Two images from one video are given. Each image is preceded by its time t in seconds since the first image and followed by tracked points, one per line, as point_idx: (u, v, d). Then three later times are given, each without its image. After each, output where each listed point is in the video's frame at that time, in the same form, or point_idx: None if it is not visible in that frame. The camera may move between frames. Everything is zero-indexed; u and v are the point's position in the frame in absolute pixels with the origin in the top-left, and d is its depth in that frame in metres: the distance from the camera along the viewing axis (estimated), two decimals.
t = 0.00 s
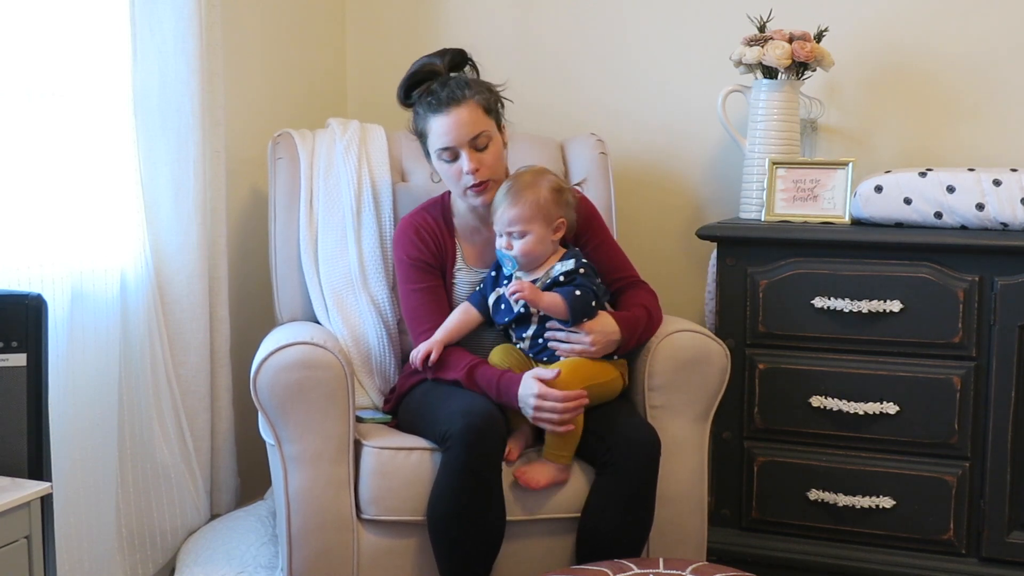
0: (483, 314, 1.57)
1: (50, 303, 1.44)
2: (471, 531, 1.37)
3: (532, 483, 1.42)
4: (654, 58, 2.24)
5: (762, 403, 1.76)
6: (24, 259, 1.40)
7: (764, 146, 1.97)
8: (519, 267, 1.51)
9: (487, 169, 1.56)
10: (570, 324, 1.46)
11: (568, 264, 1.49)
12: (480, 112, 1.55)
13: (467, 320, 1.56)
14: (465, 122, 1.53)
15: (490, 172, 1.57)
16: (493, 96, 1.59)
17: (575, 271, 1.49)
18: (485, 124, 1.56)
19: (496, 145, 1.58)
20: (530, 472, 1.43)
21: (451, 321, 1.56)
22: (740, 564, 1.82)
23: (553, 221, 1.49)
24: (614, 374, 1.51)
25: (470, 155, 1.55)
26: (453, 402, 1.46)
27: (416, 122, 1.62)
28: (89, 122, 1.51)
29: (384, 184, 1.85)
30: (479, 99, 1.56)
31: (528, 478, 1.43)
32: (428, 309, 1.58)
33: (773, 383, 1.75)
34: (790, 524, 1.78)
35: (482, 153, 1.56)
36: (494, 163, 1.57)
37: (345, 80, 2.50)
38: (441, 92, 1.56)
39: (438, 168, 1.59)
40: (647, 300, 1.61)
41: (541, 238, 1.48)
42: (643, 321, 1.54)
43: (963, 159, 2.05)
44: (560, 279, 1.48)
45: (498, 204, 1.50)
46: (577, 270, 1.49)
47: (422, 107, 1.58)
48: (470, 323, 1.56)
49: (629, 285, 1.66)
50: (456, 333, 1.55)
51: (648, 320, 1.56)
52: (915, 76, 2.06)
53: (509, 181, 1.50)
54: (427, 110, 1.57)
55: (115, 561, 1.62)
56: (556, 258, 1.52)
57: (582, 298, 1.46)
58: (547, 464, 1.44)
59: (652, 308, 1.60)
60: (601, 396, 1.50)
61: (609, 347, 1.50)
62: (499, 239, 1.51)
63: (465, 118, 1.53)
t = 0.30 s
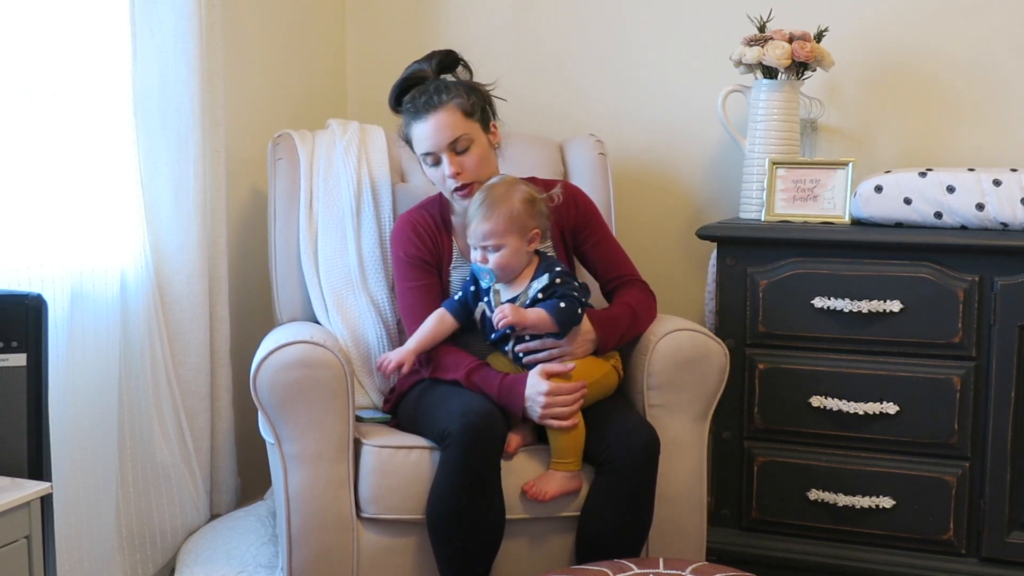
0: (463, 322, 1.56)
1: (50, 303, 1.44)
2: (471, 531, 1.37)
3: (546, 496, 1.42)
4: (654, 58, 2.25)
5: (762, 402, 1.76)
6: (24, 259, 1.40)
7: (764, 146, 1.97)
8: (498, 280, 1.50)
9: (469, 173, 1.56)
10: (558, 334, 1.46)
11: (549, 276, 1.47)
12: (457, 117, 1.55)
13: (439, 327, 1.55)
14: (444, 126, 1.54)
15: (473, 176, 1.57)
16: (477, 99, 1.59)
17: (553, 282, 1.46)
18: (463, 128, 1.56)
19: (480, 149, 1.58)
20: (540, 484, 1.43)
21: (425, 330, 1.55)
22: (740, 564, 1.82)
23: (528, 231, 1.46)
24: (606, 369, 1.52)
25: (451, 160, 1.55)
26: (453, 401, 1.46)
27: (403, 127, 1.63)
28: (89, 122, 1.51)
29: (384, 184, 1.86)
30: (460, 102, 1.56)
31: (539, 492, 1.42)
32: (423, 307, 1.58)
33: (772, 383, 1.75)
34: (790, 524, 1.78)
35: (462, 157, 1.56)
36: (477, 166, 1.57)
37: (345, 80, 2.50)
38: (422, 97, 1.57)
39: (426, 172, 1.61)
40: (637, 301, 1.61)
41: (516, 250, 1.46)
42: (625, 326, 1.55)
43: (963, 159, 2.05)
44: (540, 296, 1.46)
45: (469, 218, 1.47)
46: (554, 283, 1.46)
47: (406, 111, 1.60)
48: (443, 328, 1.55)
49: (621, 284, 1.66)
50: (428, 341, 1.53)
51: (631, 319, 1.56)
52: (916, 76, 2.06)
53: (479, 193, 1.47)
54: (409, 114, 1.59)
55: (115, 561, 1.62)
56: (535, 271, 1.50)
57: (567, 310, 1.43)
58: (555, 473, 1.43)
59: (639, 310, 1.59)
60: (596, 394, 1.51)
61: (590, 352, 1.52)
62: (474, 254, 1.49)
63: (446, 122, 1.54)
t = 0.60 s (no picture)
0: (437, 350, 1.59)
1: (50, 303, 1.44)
2: (471, 531, 1.37)
3: (555, 508, 1.41)
4: (654, 58, 2.25)
5: (762, 402, 1.76)
6: (24, 259, 1.40)
7: (764, 146, 1.97)
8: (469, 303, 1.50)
9: (459, 175, 1.56)
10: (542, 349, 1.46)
11: (522, 297, 1.48)
12: (445, 119, 1.55)
13: (416, 354, 1.59)
14: (435, 127, 1.54)
15: (464, 177, 1.57)
16: (472, 101, 1.59)
17: (528, 300, 1.48)
18: (455, 129, 1.55)
19: (473, 150, 1.56)
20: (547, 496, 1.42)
21: (404, 356, 1.60)
22: (740, 564, 1.82)
23: (490, 252, 1.44)
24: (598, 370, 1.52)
25: (442, 161, 1.56)
26: (453, 401, 1.46)
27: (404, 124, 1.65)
28: (89, 122, 1.51)
29: (384, 184, 1.86)
30: (453, 104, 1.56)
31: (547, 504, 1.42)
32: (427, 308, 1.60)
33: (773, 383, 1.75)
34: (789, 524, 1.78)
35: (454, 159, 1.56)
36: (469, 167, 1.56)
37: (345, 80, 2.50)
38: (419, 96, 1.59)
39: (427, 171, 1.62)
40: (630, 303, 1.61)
41: (481, 272, 1.45)
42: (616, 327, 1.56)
43: (963, 159, 2.05)
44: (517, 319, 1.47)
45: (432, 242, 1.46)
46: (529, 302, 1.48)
47: (406, 111, 1.61)
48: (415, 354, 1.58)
49: (617, 284, 1.66)
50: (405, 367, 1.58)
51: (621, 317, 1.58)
52: (915, 77, 2.06)
53: (441, 216, 1.46)
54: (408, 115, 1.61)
55: (115, 561, 1.62)
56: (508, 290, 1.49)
57: (548, 324, 1.45)
58: (563, 484, 1.43)
59: (631, 312, 1.59)
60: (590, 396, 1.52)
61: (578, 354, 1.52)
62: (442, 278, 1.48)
63: (438, 125, 1.54)
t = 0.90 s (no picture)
0: (431, 362, 1.58)
1: (50, 303, 1.44)
2: (470, 531, 1.37)
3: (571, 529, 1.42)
4: (654, 58, 2.25)
5: (762, 402, 1.76)
6: (24, 259, 1.40)
7: (764, 146, 1.97)
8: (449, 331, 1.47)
9: (465, 168, 1.56)
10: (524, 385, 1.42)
11: (497, 328, 1.43)
12: (452, 111, 1.55)
13: (411, 370, 1.57)
14: (443, 120, 1.55)
15: (471, 170, 1.56)
16: (482, 96, 1.59)
17: (506, 330, 1.43)
18: (462, 121, 1.55)
19: (479, 145, 1.56)
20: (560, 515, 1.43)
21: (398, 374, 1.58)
22: (740, 564, 1.82)
23: (446, 290, 1.39)
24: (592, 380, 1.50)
25: (449, 153, 1.55)
26: (452, 401, 1.46)
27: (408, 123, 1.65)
28: (89, 122, 1.51)
29: (384, 184, 1.86)
30: (462, 97, 1.57)
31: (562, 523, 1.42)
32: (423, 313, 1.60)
33: (773, 383, 1.75)
34: (789, 524, 1.78)
35: (461, 151, 1.56)
36: (476, 160, 1.56)
37: (345, 80, 2.50)
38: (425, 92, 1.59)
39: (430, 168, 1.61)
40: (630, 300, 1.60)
41: (442, 308, 1.40)
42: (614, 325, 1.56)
43: (962, 159, 2.05)
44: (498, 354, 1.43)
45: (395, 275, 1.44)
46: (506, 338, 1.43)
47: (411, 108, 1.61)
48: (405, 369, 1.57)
49: (616, 283, 1.66)
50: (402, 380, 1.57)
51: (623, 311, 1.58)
52: (915, 77, 2.06)
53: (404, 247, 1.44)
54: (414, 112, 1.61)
55: (115, 561, 1.62)
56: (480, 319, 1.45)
57: (525, 361, 1.39)
58: (570, 502, 1.43)
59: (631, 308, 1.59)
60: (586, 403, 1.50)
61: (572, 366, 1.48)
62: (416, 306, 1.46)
63: (446, 116, 1.55)
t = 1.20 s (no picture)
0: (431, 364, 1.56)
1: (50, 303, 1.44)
2: (472, 533, 1.37)
3: (572, 537, 1.43)
4: (654, 58, 2.24)
5: (762, 402, 1.76)
6: (24, 259, 1.40)
7: (764, 146, 1.97)
8: (429, 342, 1.48)
9: (478, 153, 1.55)
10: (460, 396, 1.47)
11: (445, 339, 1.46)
12: (458, 100, 1.57)
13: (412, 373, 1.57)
14: (451, 108, 1.56)
15: (483, 154, 1.56)
16: (480, 92, 1.63)
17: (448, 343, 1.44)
18: (468, 109, 1.57)
19: (488, 132, 1.58)
20: (563, 524, 1.43)
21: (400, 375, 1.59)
22: (740, 564, 1.82)
23: (421, 305, 1.42)
24: (585, 395, 1.46)
25: (459, 140, 1.55)
26: (453, 403, 1.46)
27: (408, 130, 1.65)
28: (89, 122, 1.51)
29: (384, 184, 1.86)
30: (466, 89, 1.60)
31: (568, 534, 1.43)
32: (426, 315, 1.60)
33: (773, 383, 1.75)
34: (789, 524, 1.78)
35: (470, 138, 1.56)
36: (486, 146, 1.57)
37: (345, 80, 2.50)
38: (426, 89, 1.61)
39: (435, 165, 1.60)
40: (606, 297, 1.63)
41: (422, 319, 1.44)
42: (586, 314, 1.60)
43: (962, 159, 2.05)
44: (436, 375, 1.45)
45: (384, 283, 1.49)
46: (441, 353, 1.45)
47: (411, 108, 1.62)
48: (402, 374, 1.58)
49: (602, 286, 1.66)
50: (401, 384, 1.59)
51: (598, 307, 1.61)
52: (915, 77, 2.06)
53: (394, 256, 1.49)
54: (415, 111, 1.61)
55: (115, 561, 1.62)
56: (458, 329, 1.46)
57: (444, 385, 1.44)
58: (571, 513, 1.43)
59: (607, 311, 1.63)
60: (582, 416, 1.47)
61: (553, 375, 1.46)
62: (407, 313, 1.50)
63: (453, 104, 1.57)
